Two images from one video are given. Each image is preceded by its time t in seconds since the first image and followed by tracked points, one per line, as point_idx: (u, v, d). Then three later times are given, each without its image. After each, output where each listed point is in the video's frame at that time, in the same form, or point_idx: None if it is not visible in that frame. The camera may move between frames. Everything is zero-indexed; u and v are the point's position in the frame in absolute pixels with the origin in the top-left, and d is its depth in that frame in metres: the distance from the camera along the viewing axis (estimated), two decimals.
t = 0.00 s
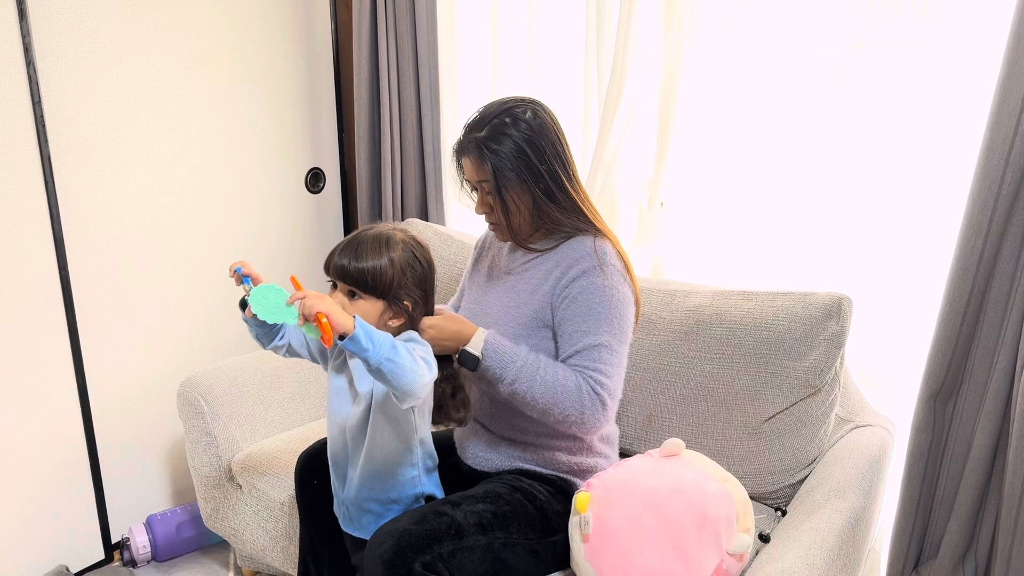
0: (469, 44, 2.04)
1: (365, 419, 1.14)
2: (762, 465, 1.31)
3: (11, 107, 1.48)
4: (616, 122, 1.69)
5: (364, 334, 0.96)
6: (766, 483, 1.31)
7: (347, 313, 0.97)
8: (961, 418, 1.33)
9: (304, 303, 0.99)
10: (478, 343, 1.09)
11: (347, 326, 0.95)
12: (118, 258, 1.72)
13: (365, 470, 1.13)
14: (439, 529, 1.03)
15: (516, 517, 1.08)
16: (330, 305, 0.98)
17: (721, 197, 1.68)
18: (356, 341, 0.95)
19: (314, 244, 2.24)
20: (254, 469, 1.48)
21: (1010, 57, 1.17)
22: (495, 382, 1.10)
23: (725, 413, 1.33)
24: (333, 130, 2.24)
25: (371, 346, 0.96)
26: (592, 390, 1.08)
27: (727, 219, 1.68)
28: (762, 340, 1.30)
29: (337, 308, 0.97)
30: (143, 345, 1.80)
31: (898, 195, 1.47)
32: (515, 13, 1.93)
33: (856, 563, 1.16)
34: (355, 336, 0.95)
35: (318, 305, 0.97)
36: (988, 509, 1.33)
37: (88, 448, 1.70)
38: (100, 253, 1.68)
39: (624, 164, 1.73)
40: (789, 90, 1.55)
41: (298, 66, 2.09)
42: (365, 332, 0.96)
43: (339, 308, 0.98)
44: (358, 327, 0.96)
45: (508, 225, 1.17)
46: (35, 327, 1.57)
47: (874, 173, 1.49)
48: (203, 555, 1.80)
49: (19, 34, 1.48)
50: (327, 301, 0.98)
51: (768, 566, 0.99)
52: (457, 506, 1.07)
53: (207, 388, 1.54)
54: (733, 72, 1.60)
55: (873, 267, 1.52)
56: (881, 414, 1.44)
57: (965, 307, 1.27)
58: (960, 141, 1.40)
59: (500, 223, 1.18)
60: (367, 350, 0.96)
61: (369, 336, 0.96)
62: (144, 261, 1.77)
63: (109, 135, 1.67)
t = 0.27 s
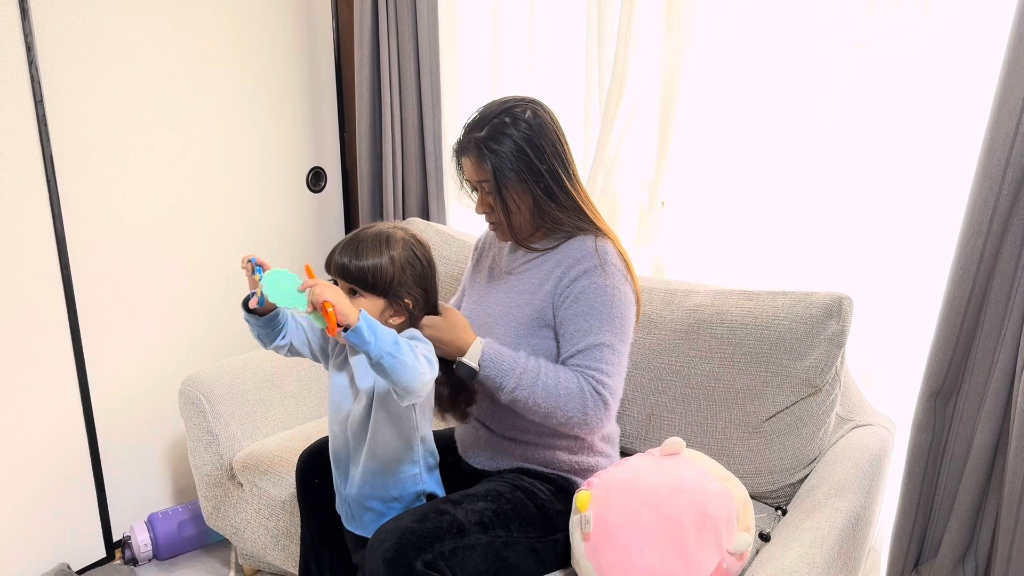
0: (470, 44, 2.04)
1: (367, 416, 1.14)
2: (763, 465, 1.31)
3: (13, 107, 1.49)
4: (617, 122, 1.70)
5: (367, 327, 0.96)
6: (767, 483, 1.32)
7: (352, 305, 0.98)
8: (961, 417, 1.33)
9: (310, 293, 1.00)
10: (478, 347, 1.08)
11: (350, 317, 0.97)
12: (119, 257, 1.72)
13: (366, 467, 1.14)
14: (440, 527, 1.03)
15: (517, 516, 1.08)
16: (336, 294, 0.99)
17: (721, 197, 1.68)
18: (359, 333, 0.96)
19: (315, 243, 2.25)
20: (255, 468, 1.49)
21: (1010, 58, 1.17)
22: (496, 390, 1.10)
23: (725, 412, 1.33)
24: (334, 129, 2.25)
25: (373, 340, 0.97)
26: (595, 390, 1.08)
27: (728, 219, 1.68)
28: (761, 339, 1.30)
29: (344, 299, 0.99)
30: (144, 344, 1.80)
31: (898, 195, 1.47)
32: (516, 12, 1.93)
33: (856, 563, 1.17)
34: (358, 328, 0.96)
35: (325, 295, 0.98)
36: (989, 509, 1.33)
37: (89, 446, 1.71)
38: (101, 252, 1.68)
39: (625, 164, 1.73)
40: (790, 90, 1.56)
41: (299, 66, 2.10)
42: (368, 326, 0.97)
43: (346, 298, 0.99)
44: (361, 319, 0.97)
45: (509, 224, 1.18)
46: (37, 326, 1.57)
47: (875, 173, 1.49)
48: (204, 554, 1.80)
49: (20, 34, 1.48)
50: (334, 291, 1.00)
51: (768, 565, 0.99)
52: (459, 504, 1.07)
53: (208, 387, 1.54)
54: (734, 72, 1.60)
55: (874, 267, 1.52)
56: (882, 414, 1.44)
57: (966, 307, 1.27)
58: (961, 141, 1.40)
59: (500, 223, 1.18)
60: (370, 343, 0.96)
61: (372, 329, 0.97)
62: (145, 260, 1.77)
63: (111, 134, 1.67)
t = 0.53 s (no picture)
0: (472, 43, 2.04)
1: (364, 415, 1.14)
2: (763, 464, 1.32)
3: (16, 105, 1.49)
4: (618, 121, 1.70)
5: (358, 331, 0.97)
6: (767, 482, 1.32)
7: (345, 310, 0.98)
8: (962, 417, 1.34)
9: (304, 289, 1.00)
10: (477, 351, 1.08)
11: (341, 322, 0.97)
12: (120, 255, 1.72)
13: (362, 466, 1.14)
14: (440, 526, 1.03)
15: (517, 514, 1.09)
16: (326, 296, 0.98)
17: (722, 197, 1.68)
18: (350, 338, 0.97)
19: (316, 242, 2.25)
20: (256, 466, 1.49)
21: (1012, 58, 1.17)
22: (496, 393, 1.10)
23: (725, 412, 1.33)
24: (335, 128, 2.25)
25: (365, 345, 0.97)
26: (595, 393, 1.08)
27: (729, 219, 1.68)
28: (762, 339, 1.30)
29: (334, 302, 0.98)
30: (146, 343, 1.80)
31: (899, 195, 1.48)
32: (518, 12, 1.93)
33: (856, 562, 1.17)
34: (349, 333, 0.96)
35: (312, 300, 0.97)
36: (989, 509, 1.33)
37: (91, 444, 1.71)
38: (103, 250, 1.68)
39: (626, 163, 1.73)
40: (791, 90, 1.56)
41: (300, 64, 2.10)
42: (360, 330, 0.97)
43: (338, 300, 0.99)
44: (352, 324, 0.97)
45: (508, 225, 1.18)
46: (39, 324, 1.58)
47: (876, 173, 1.50)
48: (206, 552, 1.81)
49: (23, 32, 1.49)
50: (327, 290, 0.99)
51: (769, 564, 1.00)
52: (459, 503, 1.07)
53: (210, 385, 1.54)
54: (735, 72, 1.60)
55: (875, 266, 1.53)
56: (883, 413, 1.45)
57: (967, 307, 1.27)
58: (962, 141, 1.40)
59: (500, 223, 1.18)
60: (360, 349, 0.97)
61: (364, 334, 0.97)
62: (147, 258, 1.77)
63: (113, 133, 1.67)
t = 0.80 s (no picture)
0: (474, 42, 2.04)
1: (364, 412, 1.14)
2: (765, 463, 1.32)
3: (18, 103, 1.49)
4: (620, 120, 1.70)
5: (354, 335, 0.97)
6: (768, 481, 1.32)
7: (341, 311, 0.99)
8: (964, 416, 1.33)
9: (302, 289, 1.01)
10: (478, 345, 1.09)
11: (337, 324, 0.98)
12: (122, 253, 1.72)
13: (361, 463, 1.14)
14: (441, 524, 1.03)
15: (518, 512, 1.09)
16: (321, 297, 0.99)
17: (724, 197, 1.68)
18: (346, 341, 0.97)
19: (318, 241, 2.25)
20: (258, 464, 1.49)
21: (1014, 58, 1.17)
22: (496, 388, 1.10)
23: (726, 411, 1.33)
24: (337, 127, 2.25)
25: (360, 348, 0.97)
26: (596, 387, 1.08)
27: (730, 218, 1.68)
28: (763, 338, 1.30)
29: (330, 303, 0.99)
30: (147, 341, 1.80)
31: (901, 195, 1.47)
32: (519, 11, 1.93)
33: (857, 561, 1.17)
34: (345, 337, 0.96)
35: (306, 299, 0.98)
36: (990, 509, 1.33)
37: (92, 442, 1.71)
38: (104, 248, 1.68)
39: (628, 163, 1.73)
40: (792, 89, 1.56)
41: (302, 63, 2.10)
42: (356, 334, 0.97)
43: (334, 301, 0.99)
44: (348, 328, 0.97)
45: (510, 223, 1.18)
46: (40, 322, 1.58)
47: (877, 172, 1.50)
48: (207, 550, 1.81)
49: (25, 29, 1.49)
50: (324, 291, 1.00)
51: (769, 563, 1.00)
52: (459, 501, 1.07)
53: (211, 383, 1.54)
54: (737, 71, 1.60)
55: (876, 265, 1.53)
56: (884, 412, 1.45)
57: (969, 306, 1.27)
58: (964, 141, 1.40)
59: (502, 221, 1.18)
60: (355, 352, 0.97)
61: (360, 337, 0.97)
62: (148, 256, 1.77)
63: (114, 131, 1.67)
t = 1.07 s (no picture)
0: (475, 42, 2.04)
1: (367, 412, 1.15)
2: (766, 463, 1.32)
3: (19, 102, 1.49)
4: (621, 120, 1.70)
5: (359, 330, 0.98)
6: (769, 481, 1.32)
7: (348, 306, 0.99)
8: (964, 417, 1.33)
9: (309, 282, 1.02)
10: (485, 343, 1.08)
11: (342, 318, 0.98)
12: (123, 252, 1.72)
13: (364, 463, 1.14)
14: (443, 524, 1.03)
15: (520, 513, 1.09)
16: (328, 290, 0.99)
17: (725, 197, 1.68)
18: (351, 336, 0.97)
19: (318, 240, 2.25)
20: (259, 463, 1.49)
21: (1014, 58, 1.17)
22: (508, 382, 1.09)
23: (728, 411, 1.33)
24: (338, 126, 2.25)
25: (365, 343, 0.98)
26: (610, 375, 1.07)
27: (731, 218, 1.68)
28: (765, 338, 1.30)
29: (335, 296, 0.99)
30: (148, 340, 1.80)
31: (902, 195, 1.48)
32: (520, 11, 1.93)
33: (858, 562, 1.17)
34: (350, 331, 0.97)
35: (312, 293, 0.99)
36: (990, 509, 1.33)
37: (93, 441, 1.71)
38: (105, 247, 1.68)
39: (629, 163, 1.74)
40: (793, 90, 1.56)
41: (303, 62, 2.10)
42: (361, 329, 0.98)
43: (340, 295, 1.00)
44: (353, 323, 0.98)
45: (518, 224, 1.17)
46: (41, 321, 1.58)
47: (878, 172, 1.50)
48: (207, 549, 1.81)
49: (26, 28, 1.49)
50: (331, 284, 1.00)
51: (770, 563, 1.00)
52: (462, 501, 1.07)
53: (213, 382, 1.55)
54: (738, 71, 1.60)
55: (877, 266, 1.53)
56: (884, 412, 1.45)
57: (969, 307, 1.27)
58: (964, 141, 1.40)
59: (509, 221, 1.18)
60: (360, 347, 0.98)
61: (364, 332, 0.98)
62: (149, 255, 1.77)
63: (115, 130, 1.67)
